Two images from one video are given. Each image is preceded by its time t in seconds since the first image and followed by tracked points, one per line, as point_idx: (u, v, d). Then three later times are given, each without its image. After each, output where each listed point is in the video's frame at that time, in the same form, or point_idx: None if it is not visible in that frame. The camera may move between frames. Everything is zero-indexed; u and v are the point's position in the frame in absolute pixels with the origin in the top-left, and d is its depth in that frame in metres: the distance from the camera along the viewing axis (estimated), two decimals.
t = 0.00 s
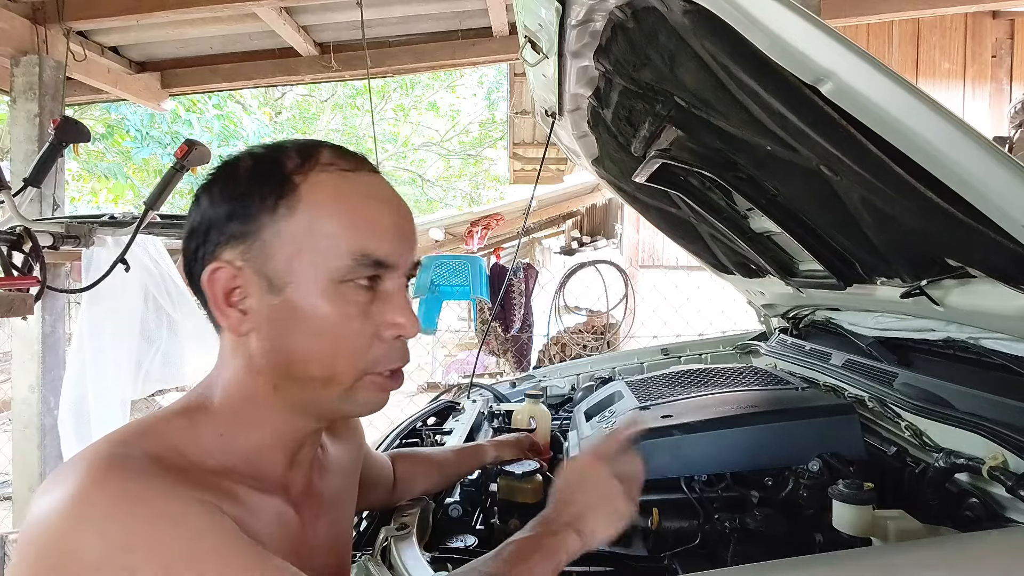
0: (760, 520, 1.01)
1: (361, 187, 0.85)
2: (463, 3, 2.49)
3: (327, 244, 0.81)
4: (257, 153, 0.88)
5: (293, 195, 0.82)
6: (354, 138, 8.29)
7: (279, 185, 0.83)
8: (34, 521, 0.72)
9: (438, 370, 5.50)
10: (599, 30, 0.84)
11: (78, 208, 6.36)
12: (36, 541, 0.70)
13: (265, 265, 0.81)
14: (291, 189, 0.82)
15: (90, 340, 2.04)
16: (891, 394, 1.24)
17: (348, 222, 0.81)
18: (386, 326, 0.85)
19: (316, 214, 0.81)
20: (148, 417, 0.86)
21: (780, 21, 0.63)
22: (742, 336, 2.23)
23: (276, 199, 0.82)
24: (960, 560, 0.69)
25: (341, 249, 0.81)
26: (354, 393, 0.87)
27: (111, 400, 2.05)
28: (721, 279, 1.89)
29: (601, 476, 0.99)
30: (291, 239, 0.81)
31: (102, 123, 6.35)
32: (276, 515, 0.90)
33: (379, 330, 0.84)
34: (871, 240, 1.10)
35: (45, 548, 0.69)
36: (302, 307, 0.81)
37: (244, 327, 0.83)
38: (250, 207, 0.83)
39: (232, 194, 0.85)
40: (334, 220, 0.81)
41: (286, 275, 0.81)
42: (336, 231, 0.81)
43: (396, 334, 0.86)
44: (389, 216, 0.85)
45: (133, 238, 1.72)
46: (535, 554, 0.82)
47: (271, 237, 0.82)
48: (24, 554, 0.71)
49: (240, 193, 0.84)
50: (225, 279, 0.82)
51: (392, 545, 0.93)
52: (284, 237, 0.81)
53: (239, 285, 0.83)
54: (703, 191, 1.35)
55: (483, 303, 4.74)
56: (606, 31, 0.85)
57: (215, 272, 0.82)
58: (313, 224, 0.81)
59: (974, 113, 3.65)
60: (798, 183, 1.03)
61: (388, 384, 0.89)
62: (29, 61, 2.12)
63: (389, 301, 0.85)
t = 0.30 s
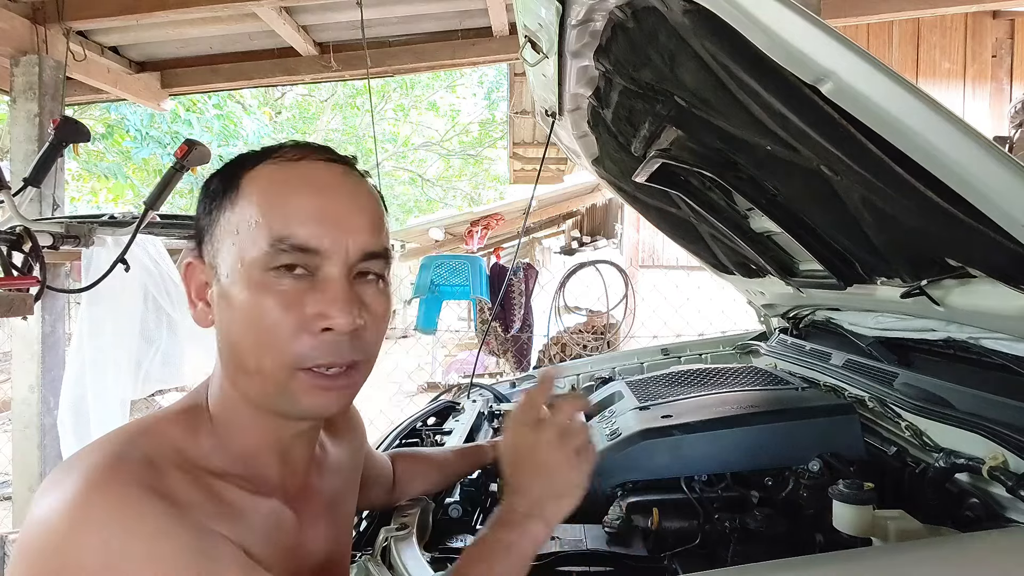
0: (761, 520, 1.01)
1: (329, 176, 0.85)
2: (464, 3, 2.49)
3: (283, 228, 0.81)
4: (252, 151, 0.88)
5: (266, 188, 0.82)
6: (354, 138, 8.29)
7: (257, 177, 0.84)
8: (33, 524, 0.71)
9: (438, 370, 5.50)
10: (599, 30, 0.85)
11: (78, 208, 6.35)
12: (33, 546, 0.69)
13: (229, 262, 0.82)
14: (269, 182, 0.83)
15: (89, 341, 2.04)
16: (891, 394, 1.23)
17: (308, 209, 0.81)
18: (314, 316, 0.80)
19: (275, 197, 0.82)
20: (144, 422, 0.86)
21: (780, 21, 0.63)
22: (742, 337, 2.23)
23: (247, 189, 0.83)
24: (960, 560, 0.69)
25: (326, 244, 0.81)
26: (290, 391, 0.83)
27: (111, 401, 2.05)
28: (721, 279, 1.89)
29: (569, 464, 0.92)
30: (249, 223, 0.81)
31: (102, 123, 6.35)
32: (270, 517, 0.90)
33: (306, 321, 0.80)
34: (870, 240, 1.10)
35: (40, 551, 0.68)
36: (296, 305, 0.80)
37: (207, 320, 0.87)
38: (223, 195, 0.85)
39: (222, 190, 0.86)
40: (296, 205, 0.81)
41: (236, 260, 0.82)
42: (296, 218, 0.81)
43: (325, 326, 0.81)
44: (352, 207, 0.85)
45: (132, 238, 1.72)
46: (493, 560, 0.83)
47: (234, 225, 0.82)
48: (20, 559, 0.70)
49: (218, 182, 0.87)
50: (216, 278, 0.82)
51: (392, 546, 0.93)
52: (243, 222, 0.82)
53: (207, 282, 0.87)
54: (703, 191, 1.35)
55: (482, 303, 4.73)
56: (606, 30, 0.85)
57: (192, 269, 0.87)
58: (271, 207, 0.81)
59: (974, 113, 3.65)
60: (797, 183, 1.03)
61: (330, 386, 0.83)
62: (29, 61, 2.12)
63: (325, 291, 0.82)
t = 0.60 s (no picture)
0: (761, 521, 1.01)
1: (326, 178, 0.85)
2: (463, 2, 2.49)
3: (277, 227, 0.80)
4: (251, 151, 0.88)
5: (262, 187, 0.82)
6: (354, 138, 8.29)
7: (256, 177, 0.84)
8: (29, 524, 0.72)
9: (438, 369, 5.50)
10: (599, 30, 0.85)
11: (77, 208, 6.35)
12: (31, 542, 0.70)
13: (225, 262, 0.82)
14: (265, 183, 0.82)
15: (88, 341, 2.04)
16: (893, 395, 1.24)
17: (302, 210, 0.81)
18: (313, 321, 0.80)
19: (271, 195, 0.81)
20: (144, 418, 0.86)
21: (781, 19, 0.63)
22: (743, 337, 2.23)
23: (244, 188, 0.83)
24: (960, 562, 0.69)
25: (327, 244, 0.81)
26: (288, 390, 0.82)
27: (110, 401, 2.06)
28: (721, 279, 1.89)
29: (558, 457, 0.89)
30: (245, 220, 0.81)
31: (101, 122, 6.34)
32: (271, 517, 0.89)
33: (306, 325, 0.80)
34: (871, 240, 1.10)
35: (40, 551, 0.69)
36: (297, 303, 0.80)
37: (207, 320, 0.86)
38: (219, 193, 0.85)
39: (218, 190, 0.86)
40: (292, 205, 0.81)
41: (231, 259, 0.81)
42: (292, 218, 0.80)
43: (325, 330, 0.80)
44: (348, 210, 0.84)
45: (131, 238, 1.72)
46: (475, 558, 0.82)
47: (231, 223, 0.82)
48: (18, 554, 0.71)
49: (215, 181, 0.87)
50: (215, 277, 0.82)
51: (391, 547, 0.92)
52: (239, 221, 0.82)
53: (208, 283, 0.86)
54: (703, 190, 1.35)
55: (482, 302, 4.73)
56: (606, 30, 0.85)
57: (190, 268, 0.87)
58: (266, 206, 0.81)
59: (975, 113, 3.65)
60: (797, 182, 1.03)
61: (330, 390, 0.83)
62: (28, 60, 2.12)
63: (325, 291, 0.81)
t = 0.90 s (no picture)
0: (761, 521, 1.01)
1: (315, 180, 0.84)
2: (463, 2, 2.49)
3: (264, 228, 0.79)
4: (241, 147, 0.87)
5: (252, 188, 0.81)
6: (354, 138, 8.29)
7: (245, 176, 0.83)
8: (29, 522, 0.72)
9: (438, 369, 5.50)
10: (599, 29, 0.85)
11: (77, 208, 6.35)
12: (32, 531, 0.71)
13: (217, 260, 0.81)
14: (256, 183, 0.82)
15: (88, 342, 2.06)
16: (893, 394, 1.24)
17: (293, 214, 0.80)
18: (327, 321, 0.80)
19: (256, 197, 0.80)
20: (136, 413, 0.86)
21: (781, 20, 0.63)
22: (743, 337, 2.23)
23: (232, 188, 0.82)
24: (960, 561, 0.69)
25: (321, 243, 0.80)
26: (311, 392, 0.83)
27: (109, 401, 2.09)
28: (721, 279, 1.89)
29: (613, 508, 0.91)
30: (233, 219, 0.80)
31: (101, 122, 6.34)
32: (268, 516, 0.89)
33: (320, 327, 0.80)
34: (871, 240, 1.10)
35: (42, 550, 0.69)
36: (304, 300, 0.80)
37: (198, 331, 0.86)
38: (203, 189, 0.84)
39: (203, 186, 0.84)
40: (281, 205, 0.80)
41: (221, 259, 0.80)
42: (281, 217, 0.79)
43: (339, 330, 0.81)
44: (339, 212, 0.83)
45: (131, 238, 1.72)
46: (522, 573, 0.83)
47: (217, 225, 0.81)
48: (20, 543, 0.72)
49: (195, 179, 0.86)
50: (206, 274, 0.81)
51: (391, 547, 0.92)
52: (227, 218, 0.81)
53: (193, 289, 0.85)
54: (704, 190, 1.34)
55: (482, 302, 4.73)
56: (606, 30, 0.85)
57: (170, 279, 0.85)
58: (252, 206, 0.80)
59: (975, 113, 3.65)
60: (796, 182, 1.03)
61: (346, 381, 0.84)
62: (27, 60, 2.11)
63: (326, 292, 0.81)
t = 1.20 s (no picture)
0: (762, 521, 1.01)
1: (299, 183, 0.83)
2: (463, 3, 2.48)
3: (250, 235, 0.79)
4: (219, 149, 0.86)
5: (233, 194, 0.80)
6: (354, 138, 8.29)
7: (225, 183, 0.81)
8: (26, 522, 0.72)
9: (438, 369, 5.50)
10: (599, 29, 0.85)
11: (77, 208, 6.35)
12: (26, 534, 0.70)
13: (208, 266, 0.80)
14: (237, 189, 0.80)
15: (88, 343, 2.06)
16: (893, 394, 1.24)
17: (271, 221, 0.79)
18: (323, 326, 0.81)
19: (237, 204, 0.80)
20: (133, 419, 0.86)
21: (782, 19, 0.63)
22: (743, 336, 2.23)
23: (212, 194, 0.81)
24: (961, 562, 0.69)
25: (310, 249, 0.80)
26: (309, 397, 0.84)
27: (110, 401, 2.09)
28: (721, 279, 1.89)
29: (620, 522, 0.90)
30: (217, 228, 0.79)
31: (101, 122, 6.34)
32: (263, 517, 0.89)
33: (320, 330, 0.81)
34: (872, 240, 1.10)
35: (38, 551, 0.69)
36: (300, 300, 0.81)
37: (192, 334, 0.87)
38: (179, 196, 0.82)
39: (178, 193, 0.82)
40: (265, 212, 0.79)
41: (210, 267, 0.80)
42: (267, 224, 0.79)
43: (336, 334, 0.81)
44: (325, 216, 0.82)
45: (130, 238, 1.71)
46: None
47: (200, 234, 0.80)
48: (12, 548, 0.71)
49: (170, 184, 0.84)
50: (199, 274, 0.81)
51: (391, 547, 0.92)
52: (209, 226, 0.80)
53: (177, 302, 0.84)
54: (704, 190, 1.34)
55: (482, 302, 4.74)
56: (606, 30, 0.85)
57: (153, 294, 0.84)
58: (236, 214, 0.79)
59: (975, 113, 3.65)
60: (796, 182, 1.03)
61: (345, 385, 0.84)
62: (27, 60, 2.11)
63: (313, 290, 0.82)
